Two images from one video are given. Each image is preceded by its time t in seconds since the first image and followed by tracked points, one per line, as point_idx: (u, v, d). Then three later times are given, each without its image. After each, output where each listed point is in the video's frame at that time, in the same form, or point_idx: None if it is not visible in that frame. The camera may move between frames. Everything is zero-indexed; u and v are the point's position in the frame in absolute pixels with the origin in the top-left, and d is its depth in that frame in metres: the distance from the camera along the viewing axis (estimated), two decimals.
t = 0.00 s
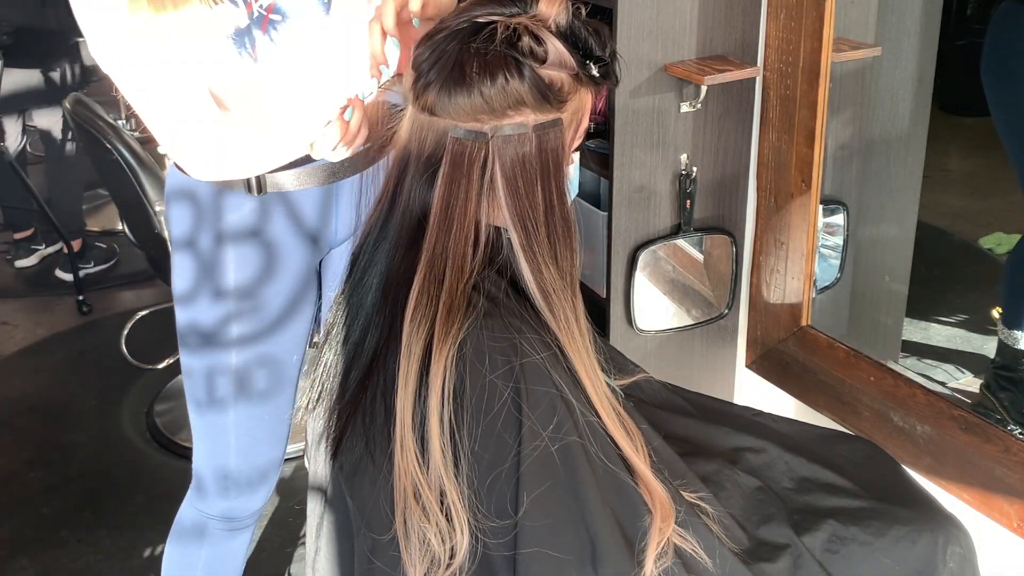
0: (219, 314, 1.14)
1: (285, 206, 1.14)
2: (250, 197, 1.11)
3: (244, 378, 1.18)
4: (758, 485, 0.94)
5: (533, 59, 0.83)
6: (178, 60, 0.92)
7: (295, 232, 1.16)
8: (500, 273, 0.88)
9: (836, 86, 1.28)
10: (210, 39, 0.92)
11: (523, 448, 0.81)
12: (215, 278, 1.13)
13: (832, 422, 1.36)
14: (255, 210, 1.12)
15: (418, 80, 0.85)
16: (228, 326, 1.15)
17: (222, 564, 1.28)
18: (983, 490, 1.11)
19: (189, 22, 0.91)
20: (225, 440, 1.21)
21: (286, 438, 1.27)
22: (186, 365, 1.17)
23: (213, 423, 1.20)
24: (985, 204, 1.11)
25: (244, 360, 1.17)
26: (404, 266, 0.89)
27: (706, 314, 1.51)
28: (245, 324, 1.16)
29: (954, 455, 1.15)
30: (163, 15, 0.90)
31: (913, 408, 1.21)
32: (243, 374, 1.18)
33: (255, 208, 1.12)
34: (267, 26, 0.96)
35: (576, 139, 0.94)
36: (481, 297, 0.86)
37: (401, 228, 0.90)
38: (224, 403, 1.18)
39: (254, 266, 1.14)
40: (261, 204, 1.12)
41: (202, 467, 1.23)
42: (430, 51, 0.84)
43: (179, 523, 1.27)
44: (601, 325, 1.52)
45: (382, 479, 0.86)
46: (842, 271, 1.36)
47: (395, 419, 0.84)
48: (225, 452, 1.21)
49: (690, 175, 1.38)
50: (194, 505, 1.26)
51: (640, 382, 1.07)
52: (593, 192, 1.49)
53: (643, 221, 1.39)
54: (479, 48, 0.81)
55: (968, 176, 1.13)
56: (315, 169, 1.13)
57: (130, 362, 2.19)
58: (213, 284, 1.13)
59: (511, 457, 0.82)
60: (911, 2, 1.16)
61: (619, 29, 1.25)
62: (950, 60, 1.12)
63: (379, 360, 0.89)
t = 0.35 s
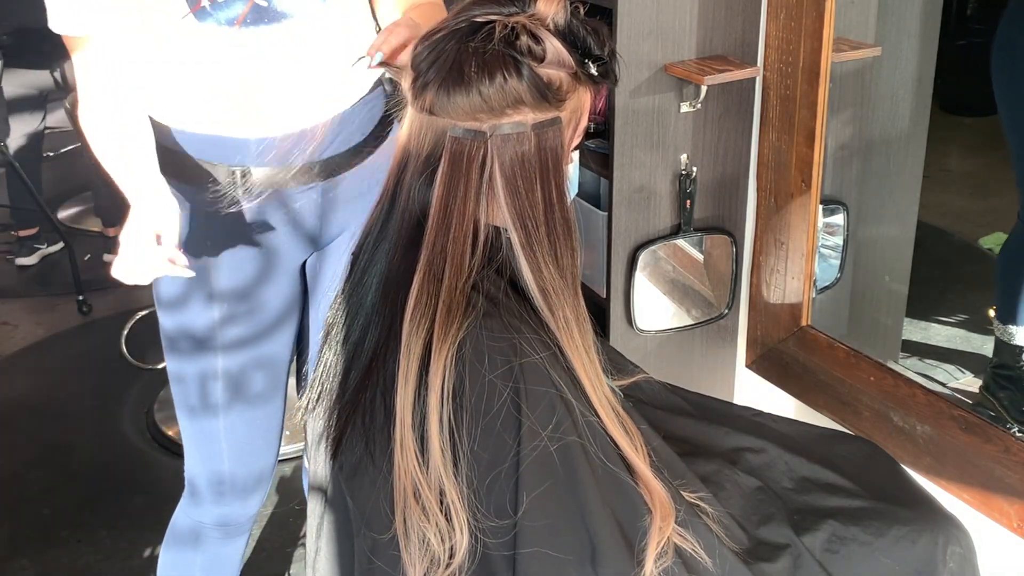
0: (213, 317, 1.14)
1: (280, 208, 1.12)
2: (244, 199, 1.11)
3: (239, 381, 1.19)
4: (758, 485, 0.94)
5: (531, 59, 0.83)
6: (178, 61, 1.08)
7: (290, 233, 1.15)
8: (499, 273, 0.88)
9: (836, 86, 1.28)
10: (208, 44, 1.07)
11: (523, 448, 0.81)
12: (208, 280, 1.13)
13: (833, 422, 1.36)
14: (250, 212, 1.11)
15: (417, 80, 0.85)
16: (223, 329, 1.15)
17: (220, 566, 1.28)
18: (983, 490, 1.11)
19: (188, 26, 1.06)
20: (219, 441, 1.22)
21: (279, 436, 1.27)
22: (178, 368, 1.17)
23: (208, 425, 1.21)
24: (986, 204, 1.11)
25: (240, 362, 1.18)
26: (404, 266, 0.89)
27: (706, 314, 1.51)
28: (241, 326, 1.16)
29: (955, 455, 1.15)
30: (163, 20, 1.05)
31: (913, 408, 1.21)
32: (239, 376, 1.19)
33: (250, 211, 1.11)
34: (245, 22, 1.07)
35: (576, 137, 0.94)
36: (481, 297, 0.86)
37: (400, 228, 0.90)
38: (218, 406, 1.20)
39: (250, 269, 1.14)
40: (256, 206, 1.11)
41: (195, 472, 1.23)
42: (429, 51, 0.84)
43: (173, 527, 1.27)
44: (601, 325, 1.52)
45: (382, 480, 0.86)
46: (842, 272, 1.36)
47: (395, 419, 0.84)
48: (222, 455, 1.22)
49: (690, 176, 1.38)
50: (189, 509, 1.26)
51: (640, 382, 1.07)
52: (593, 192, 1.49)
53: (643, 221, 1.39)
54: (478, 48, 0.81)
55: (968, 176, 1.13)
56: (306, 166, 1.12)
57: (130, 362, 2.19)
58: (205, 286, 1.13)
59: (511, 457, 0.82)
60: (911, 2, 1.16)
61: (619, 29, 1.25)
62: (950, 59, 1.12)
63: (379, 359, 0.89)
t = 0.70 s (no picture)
0: (208, 320, 1.12)
1: (275, 207, 1.12)
2: (237, 199, 1.09)
3: (235, 384, 1.18)
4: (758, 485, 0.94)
5: (529, 57, 0.83)
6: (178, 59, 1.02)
7: (286, 233, 1.14)
8: (498, 273, 0.88)
9: (836, 86, 1.28)
10: (213, 43, 1.04)
11: (522, 448, 0.81)
12: (203, 284, 1.10)
13: (833, 422, 1.36)
14: (246, 212, 1.10)
15: (417, 80, 0.85)
16: (218, 332, 1.13)
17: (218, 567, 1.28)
18: (983, 490, 1.11)
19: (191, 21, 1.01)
20: (217, 444, 1.21)
21: (275, 436, 1.27)
22: (173, 373, 1.15)
23: (205, 429, 1.19)
24: (986, 204, 1.12)
25: (236, 364, 1.16)
26: (403, 265, 0.89)
27: (706, 314, 1.51)
28: (237, 329, 1.15)
29: (955, 455, 1.15)
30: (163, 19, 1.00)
31: (913, 408, 1.21)
32: (235, 379, 1.17)
33: (246, 211, 1.10)
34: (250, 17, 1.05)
35: (575, 136, 0.94)
36: (481, 296, 0.86)
37: (400, 227, 0.90)
38: (213, 410, 1.18)
39: (245, 271, 1.12)
40: (251, 206, 1.10)
41: (192, 476, 1.23)
42: (429, 51, 0.83)
43: (170, 532, 1.26)
44: (601, 325, 1.52)
45: (383, 481, 0.86)
46: (842, 272, 1.37)
47: (395, 420, 0.84)
48: (218, 460, 1.21)
49: (690, 176, 1.38)
50: (187, 512, 1.26)
51: (640, 382, 1.07)
52: (593, 192, 1.49)
53: (643, 221, 1.39)
54: (476, 47, 0.81)
55: (968, 176, 1.13)
56: (300, 166, 1.13)
57: (129, 362, 2.19)
58: (199, 289, 1.10)
59: (510, 457, 0.82)
60: (911, 2, 1.17)
61: (619, 29, 1.25)
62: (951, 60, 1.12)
63: (379, 359, 0.89)
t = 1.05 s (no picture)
0: (208, 320, 1.12)
1: (275, 209, 1.12)
2: (237, 201, 1.08)
3: (235, 384, 1.18)
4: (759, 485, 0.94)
5: (529, 57, 0.83)
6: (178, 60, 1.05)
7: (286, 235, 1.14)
8: (499, 273, 0.88)
9: (836, 85, 1.28)
10: (211, 43, 1.05)
11: (523, 448, 0.81)
12: (204, 284, 1.10)
13: (833, 422, 1.36)
14: (246, 213, 1.09)
15: (417, 82, 0.85)
16: (218, 333, 1.13)
17: (219, 567, 1.29)
18: (983, 490, 1.11)
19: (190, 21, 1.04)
20: (218, 444, 1.21)
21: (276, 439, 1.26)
22: (173, 372, 1.15)
23: (206, 429, 1.19)
24: (986, 204, 1.12)
25: (236, 364, 1.16)
26: (403, 266, 0.89)
27: (706, 314, 1.51)
28: (237, 330, 1.14)
29: (955, 455, 1.15)
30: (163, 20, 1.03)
31: (913, 408, 1.21)
32: (235, 380, 1.17)
33: (245, 212, 1.09)
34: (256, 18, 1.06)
35: (575, 134, 0.95)
36: (481, 296, 0.86)
37: (401, 228, 0.90)
38: (213, 411, 1.18)
39: (244, 271, 1.12)
40: (251, 208, 1.10)
41: (192, 476, 1.23)
42: (428, 52, 0.84)
43: (171, 532, 1.26)
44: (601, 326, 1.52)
45: (383, 481, 0.86)
46: (842, 272, 1.37)
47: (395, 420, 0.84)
48: (218, 461, 1.22)
49: (690, 175, 1.38)
50: (188, 512, 1.26)
51: (640, 381, 1.07)
52: (593, 192, 1.49)
53: (643, 221, 1.39)
54: (476, 47, 0.81)
55: (967, 176, 1.14)
56: (303, 169, 1.13)
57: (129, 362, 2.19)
58: (199, 289, 1.10)
59: (511, 457, 0.82)
60: (911, 3, 1.17)
61: (619, 29, 1.25)
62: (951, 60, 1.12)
63: (379, 359, 0.89)
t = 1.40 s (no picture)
0: (207, 321, 1.12)
1: (275, 207, 1.12)
2: (238, 201, 1.08)
3: (235, 385, 1.18)
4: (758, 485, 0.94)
5: (527, 56, 0.83)
6: (178, 60, 1.04)
7: (286, 235, 1.14)
8: (499, 273, 0.88)
9: (836, 86, 1.28)
10: (213, 44, 1.05)
11: (523, 447, 0.81)
12: (203, 284, 1.10)
13: (833, 422, 1.36)
14: (246, 213, 1.09)
15: (416, 82, 0.85)
16: (217, 333, 1.13)
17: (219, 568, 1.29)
18: (983, 490, 1.11)
19: (191, 22, 1.03)
20: (217, 445, 1.21)
21: (275, 438, 1.26)
22: (173, 373, 1.15)
23: (205, 429, 1.19)
24: (986, 204, 1.12)
25: (236, 365, 1.16)
26: (403, 266, 0.89)
27: (706, 314, 1.51)
28: (236, 330, 1.14)
29: (955, 455, 1.15)
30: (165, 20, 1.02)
31: (913, 408, 1.21)
32: (235, 380, 1.17)
33: (245, 212, 1.09)
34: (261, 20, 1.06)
35: (575, 134, 0.95)
36: (481, 296, 0.86)
37: (400, 228, 0.90)
38: (213, 411, 1.18)
39: (244, 271, 1.12)
40: (251, 207, 1.10)
41: (193, 476, 1.23)
42: (428, 52, 0.84)
43: (171, 532, 1.26)
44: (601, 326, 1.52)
45: (383, 481, 0.86)
46: (842, 272, 1.37)
47: (395, 420, 0.84)
48: (218, 461, 1.22)
49: (690, 175, 1.38)
50: (188, 512, 1.26)
51: (640, 381, 1.07)
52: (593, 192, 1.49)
53: (643, 221, 1.39)
54: (474, 47, 0.81)
55: (967, 177, 1.14)
56: (304, 169, 1.13)
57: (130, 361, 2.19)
58: (198, 290, 1.10)
59: (511, 456, 0.82)
60: (911, 3, 1.17)
61: (619, 29, 1.25)
62: (951, 61, 1.12)
63: (378, 360, 0.89)
